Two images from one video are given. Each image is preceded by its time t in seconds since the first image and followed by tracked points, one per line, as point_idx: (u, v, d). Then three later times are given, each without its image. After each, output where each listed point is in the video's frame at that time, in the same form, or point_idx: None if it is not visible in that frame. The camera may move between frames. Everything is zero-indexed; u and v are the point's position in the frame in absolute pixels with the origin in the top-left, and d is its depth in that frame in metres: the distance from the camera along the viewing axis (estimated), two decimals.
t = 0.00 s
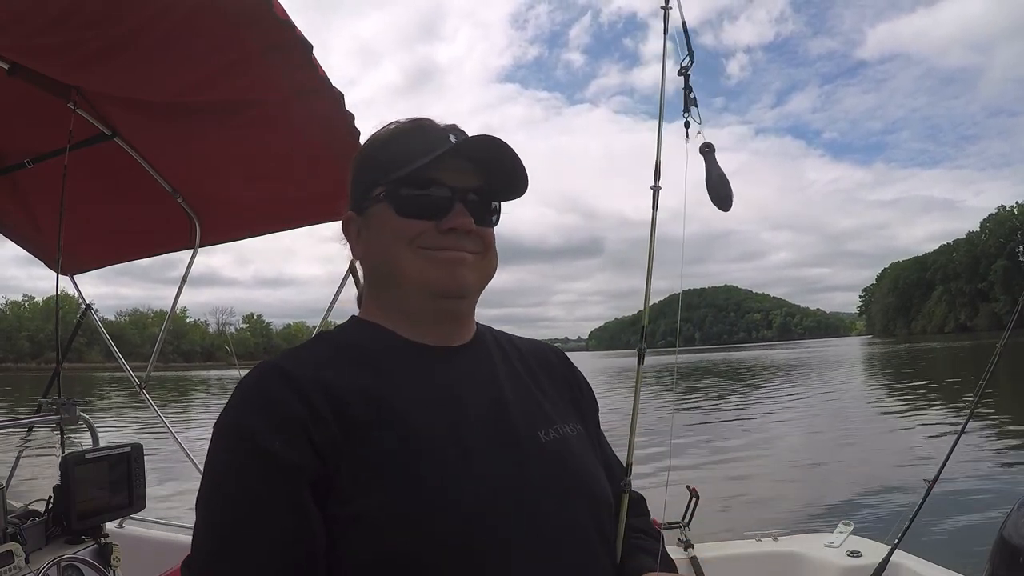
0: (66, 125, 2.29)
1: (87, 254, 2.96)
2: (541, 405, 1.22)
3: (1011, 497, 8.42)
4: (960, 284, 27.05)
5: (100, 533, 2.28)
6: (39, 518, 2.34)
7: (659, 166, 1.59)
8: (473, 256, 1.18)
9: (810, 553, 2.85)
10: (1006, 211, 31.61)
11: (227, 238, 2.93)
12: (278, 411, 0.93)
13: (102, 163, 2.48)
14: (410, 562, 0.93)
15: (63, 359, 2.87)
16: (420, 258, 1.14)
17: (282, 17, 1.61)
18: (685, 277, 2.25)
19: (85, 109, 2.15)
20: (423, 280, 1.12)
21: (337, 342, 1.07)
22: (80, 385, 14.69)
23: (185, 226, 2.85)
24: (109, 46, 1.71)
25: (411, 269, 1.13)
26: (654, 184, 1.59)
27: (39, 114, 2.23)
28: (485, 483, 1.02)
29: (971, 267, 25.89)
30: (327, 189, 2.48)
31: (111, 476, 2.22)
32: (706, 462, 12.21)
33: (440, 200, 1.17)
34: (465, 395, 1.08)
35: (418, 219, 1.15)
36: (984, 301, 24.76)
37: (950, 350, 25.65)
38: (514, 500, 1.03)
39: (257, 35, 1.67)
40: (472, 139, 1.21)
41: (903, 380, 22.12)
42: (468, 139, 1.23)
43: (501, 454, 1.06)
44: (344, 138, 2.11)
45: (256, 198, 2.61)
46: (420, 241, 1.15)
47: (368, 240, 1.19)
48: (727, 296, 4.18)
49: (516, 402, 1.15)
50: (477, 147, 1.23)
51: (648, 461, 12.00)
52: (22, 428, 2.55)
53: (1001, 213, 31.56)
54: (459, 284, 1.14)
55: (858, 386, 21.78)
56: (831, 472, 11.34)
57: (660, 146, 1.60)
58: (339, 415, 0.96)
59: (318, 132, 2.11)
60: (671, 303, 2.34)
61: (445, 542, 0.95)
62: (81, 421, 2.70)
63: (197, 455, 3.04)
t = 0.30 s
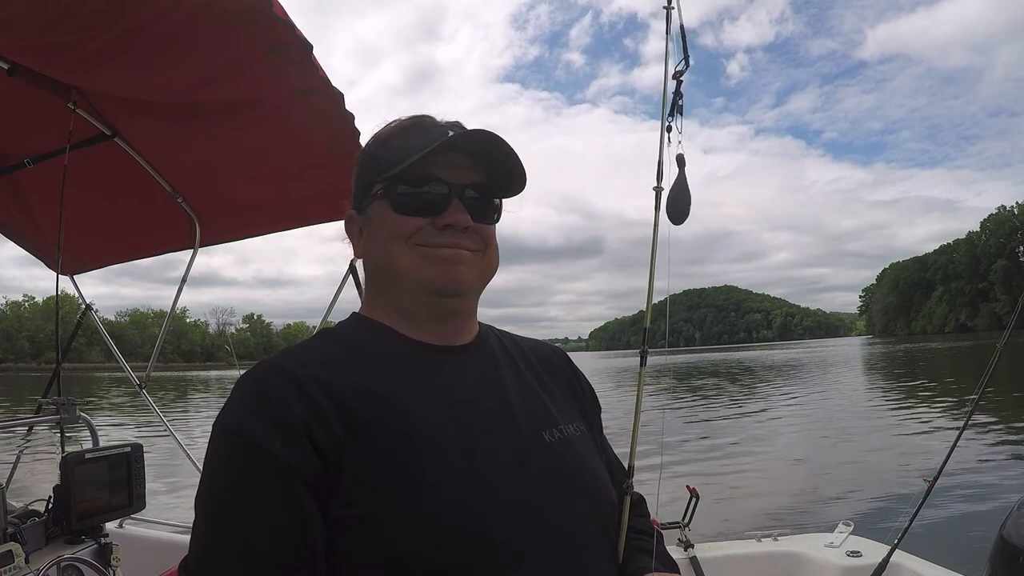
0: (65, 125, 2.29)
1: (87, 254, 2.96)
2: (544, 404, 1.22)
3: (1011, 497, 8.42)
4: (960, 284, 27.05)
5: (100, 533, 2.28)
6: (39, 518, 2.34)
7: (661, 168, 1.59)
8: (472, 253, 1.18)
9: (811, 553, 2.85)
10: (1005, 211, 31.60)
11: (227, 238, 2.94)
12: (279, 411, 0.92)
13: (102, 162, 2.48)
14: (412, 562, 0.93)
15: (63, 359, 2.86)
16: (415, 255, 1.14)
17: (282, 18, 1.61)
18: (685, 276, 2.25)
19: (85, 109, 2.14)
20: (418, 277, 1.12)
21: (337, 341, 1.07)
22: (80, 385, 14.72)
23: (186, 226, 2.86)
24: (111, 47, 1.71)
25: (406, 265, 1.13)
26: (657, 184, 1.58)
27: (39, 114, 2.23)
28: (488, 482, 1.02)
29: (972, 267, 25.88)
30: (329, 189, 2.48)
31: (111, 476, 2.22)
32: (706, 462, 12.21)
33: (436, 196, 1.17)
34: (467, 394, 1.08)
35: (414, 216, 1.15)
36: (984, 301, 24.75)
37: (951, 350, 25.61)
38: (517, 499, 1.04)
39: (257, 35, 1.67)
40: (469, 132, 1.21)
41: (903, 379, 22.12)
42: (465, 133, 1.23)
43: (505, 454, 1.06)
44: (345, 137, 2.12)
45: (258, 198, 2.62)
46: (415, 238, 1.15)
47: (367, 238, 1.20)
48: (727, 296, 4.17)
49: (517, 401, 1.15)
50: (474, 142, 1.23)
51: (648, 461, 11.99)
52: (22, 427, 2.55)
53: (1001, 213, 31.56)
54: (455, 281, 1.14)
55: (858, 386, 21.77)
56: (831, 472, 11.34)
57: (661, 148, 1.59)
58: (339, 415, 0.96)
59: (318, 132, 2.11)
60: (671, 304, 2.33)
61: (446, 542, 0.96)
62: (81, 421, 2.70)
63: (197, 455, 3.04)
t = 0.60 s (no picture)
0: (65, 125, 2.29)
1: (87, 254, 2.96)
2: (548, 404, 1.22)
3: (1011, 497, 8.42)
4: (960, 284, 27.04)
5: (100, 533, 2.28)
6: (39, 518, 2.34)
7: (663, 171, 1.59)
8: (464, 251, 1.18)
9: (811, 553, 2.85)
10: (1005, 211, 31.60)
11: (227, 238, 2.94)
12: (283, 408, 0.92)
13: (102, 163, 2.48)
14: (414, 562, 0.93)
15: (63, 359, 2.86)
16: (405, 255, 1.15)
17: (282, 18, 1.61)
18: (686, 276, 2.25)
19: (85, 109, 2.14)
20: (408, 278, 1.13)
21: (340, 339, 1.07)
22: (80, 386, 14.74)
23: (186, 226, 2.86)
24: (111, 47, 1.71)
25: (397, 266, 1.15)
26: (660, 186, 1.57)
27: (39, 115, 2.23)
28: (492, 482, 1.01)
29: (973, 267, 25.87)
30: (331, 189, 2.49)
31: (111, 476, 2.22)
32: (706, 462, 12.20)
33: (426, 195, 1.18)
34: (472, 393, 1.08)
35: (403, 216, 1.16)
36: (984, 301, 24.74)
37: (951, 350, 25.57)
38: (521, 499, 1.04)
39: (257, 35, 1.67)
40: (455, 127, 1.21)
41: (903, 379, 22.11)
42: (452, 127, 1.23)
43: (509, 454, 1.06)
44: (345, 136, 2.11)
45: (258, 199, 2.62)
46: (405, 238, 1.16)
47: (366, 240, 1.22)
48: (729, 297, 4.14)
49: (523, 401, 1.15)
50: (462, 137, 1.23)
51: (648, 461, 11.98)
52: (22, 427, 2.55)
53: (1001, 213, 31.55)
54: (445, 280, 1.14)
55: (858, 386, 21.77)
56: (831, 472, 11.34)
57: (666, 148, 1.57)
58: (344, 413, 0.96)
59: (318, 132, 2.11)
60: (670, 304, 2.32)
61: (449, 542, 0.95)
62: (81, 421, 2.70)
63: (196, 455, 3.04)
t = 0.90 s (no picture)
0: (65, 125, 2.29)
1: (87, 254, 2.96)
2: (550, 404, 1.21)
3: (1011, 497, 8.42)
4: (960, 284, 27.05)
5: (100, 533, 2.28)
6: (39, 518, 2.34)
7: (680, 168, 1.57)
8: (461, 250, 1.18)
9: (811, 553, 2.85)
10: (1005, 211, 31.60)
11: (228, 237, 2.94)
12: (283, 409, 0.92)
13: (102, 163, 2.48)
14: (413, 562, 0.93)
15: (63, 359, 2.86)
16: (402, 254, 1.15)
17: (282, 18, 1.61)
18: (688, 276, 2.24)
19: (85, 109, 2.14)
20: (405, 276, 1.14)
21: (342, 339, 1.07)
22: (80, 386, 14.75)
23: (186, 226, 2.86)
24: (111, 47, 1.71)
25: (394, 264, 1.15)
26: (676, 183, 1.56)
27: (38, 115, 2.23)
28: (492, 482, 1.01)
29: (973, 267, 25.87)
30: (332, 189, 2.49)
31: (111, 476, 2.22)
32: (706, 462, 12.20)
33: (423, 194, 1.18)
34: (473, 394, 1.08)
35: (400, 215, 1.16)
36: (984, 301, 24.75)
37: (951, 349, 25.54)
38: (523, 498, 1.03)
39: (257, 35, 1.67)
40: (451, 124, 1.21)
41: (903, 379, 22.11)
42: (450, 126, 1.23)
43: (510, 454, 1.06)
44: (345, 136, 2.11)
45: (259, 199, 2.62)
46: (402, 236, 1.16)
47: (367, 240, 1.23)
48: (729, 296, 4.13)
49: (525, 401, 1.15)
50: (461, 136, 1.23)
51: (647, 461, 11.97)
52: (22, 427, 2.55)
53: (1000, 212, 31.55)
54: (441, 278, 1.14)
55: (858, 386, 21.76)
56: (831, 472, 11.34)
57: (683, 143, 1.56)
58: (345, 413, 0.96)
59: (318, 132, 2.11)
60: (670, 305, 2.32)
61: (448, 542, 0.95)
62: (81, 421, 2.70)
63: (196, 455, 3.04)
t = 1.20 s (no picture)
0: (65, 125, 2.29)
1: (87, 254, 2.96)
2: (550, 404, 1.21)
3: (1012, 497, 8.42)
4: (960, 284, 27.03)
5: (100, 533, 2.28)
6: (39, 518, 2.34)
7: (679, 174, 1.60)
8: (468, 247, 1.18)
9: (811, 553, 2.85)
10: (1005, 211, 31.59)
11: (227, 238, 2.94)
12: (285, 410, 0.92)
13: (102, 163, 2.48)
14: (415, 562, 0.93)
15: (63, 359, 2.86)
16: (411, 249, 1.15)
17: (282, 18, 1.61)
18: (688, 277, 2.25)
19: (85, 109, 2.14)
20: (413, 272, 1.13)
21: (344, 339, 1.07)
22: (79, 386, 14.77)
23: (186, 226, 2.86)
24: (111, 47, 1.71)
25: (402, 259, 1.15)
26: (676, 189, 1.58)
27: (38, 115, 2.23)
28: (492, 483, 1.01)
29: (973, 267, 25.85)
30: (332, 189, 2.49)
31: (111, 476, 2.22)
32: (706, 462, 12.19)
33: (431, 191, 1.18)
34: (474, 395, 1.08)
35: (408, 211, 1.16)
36: (984, 301, 24.73)
37: (951, 349, 25.51)
38: (523, 500, 1.03)
39: (257, 35, 1.67)
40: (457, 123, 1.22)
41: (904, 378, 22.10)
42: (455, 125, 1.23)
43: (510, 453, 1.06)
44: (345, 135, 2.11)
45: (260, 199, 2.62)
46: (411, 232, 1.16)
47: (370, 237, 1.22)
48: (728, 296, 4.13)
49: (524, 401, 1.15)
50: (466, 135, 1.24)
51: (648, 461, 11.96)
52: (22, 427, 2.55)
53: (1001, 212, 31.51)
54: (451, 274, 1.14)
55: (859, 386, 21.75)
56: (831, 471, 11.34)
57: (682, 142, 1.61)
58: (346, 413, 0.96)
59: (318, 132, 2.11)
60: (669, 305, 2.33)
61: (449, 541, 0.96)
62: (81, 421, 2.70)
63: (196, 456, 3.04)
